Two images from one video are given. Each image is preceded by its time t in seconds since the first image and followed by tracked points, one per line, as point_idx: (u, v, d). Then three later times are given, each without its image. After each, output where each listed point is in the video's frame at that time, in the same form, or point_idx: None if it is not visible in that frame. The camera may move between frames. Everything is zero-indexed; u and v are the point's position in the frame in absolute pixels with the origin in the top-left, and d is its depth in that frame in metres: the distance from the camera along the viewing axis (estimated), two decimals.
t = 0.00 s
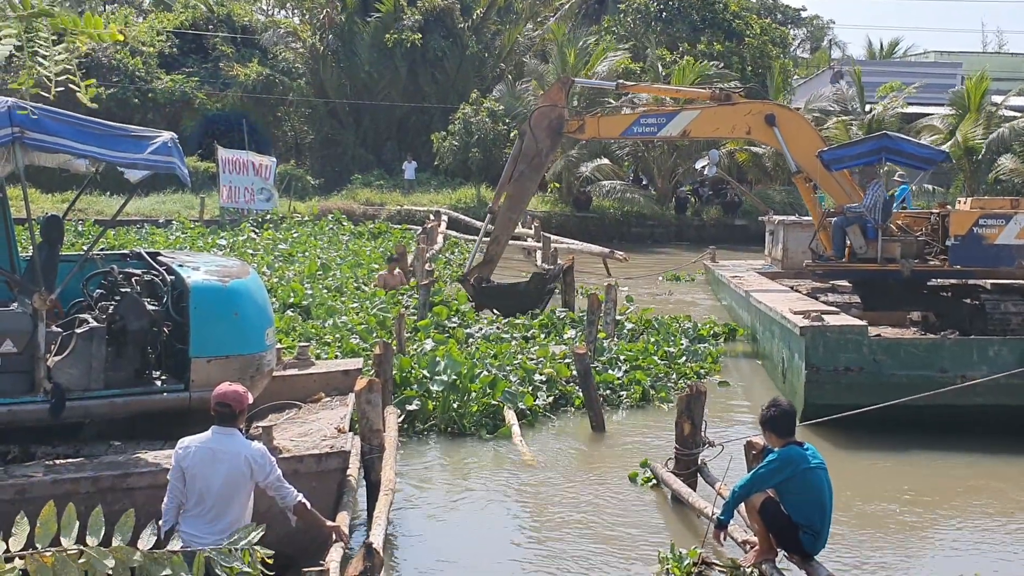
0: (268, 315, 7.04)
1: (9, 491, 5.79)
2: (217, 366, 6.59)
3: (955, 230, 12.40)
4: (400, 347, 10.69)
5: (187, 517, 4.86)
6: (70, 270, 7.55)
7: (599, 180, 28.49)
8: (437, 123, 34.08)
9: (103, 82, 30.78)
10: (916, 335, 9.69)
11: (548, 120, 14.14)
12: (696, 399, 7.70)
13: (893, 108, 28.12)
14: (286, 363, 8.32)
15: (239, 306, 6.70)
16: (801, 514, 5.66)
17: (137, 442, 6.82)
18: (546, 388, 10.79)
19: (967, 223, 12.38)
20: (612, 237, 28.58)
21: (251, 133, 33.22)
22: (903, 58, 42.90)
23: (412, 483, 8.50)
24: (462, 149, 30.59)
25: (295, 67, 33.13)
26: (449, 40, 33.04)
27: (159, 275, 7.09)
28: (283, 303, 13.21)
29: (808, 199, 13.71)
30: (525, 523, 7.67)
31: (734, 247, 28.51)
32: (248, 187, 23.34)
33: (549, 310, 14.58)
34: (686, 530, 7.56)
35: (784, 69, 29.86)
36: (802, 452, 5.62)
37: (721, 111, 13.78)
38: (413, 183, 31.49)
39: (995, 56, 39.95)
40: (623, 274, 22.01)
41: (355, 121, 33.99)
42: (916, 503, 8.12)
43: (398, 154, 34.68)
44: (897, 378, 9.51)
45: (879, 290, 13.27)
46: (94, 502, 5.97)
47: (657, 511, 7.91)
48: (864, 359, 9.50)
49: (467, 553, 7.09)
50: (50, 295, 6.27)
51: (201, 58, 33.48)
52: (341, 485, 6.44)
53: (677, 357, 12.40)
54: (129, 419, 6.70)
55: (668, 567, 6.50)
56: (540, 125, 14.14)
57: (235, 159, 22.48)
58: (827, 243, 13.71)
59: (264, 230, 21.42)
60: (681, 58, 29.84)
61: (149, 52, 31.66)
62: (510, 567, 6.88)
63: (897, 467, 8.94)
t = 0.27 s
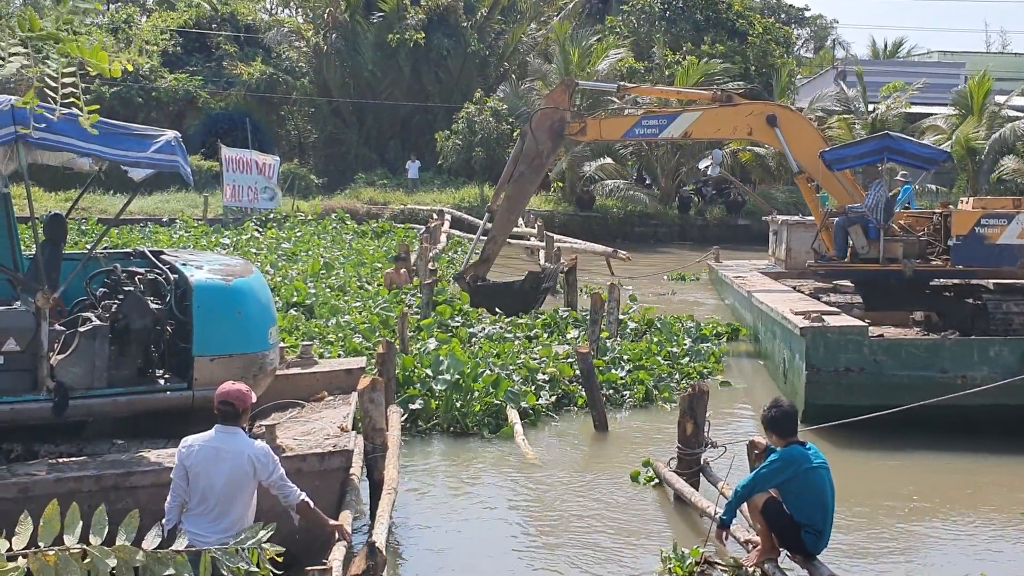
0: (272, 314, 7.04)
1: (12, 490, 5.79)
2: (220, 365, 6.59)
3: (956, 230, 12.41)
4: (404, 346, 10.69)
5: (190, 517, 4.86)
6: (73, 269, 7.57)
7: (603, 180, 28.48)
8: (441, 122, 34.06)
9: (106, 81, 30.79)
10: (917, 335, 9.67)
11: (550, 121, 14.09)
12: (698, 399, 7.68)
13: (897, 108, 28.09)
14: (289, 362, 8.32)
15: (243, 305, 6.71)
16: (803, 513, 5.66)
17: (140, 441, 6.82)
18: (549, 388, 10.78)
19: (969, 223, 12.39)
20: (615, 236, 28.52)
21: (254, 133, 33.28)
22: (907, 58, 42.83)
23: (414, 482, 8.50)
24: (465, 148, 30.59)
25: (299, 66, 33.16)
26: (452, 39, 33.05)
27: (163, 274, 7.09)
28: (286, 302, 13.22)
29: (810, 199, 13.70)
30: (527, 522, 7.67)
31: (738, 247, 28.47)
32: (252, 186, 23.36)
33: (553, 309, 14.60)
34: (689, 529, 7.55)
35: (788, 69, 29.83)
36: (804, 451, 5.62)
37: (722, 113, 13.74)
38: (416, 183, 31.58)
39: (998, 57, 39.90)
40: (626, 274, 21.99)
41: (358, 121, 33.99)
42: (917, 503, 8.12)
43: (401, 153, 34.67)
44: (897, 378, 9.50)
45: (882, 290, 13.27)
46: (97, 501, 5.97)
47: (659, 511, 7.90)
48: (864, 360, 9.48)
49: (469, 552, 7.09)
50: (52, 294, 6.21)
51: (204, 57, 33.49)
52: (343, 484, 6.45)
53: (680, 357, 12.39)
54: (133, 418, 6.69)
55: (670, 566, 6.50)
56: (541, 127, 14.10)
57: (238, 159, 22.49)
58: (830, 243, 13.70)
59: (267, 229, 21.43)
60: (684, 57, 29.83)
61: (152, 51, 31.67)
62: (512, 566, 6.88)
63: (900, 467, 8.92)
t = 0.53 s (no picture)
0: (273, 314, 7.05)
1: (13, 490, 5.80)
2: (221, 365, 6.59)
3: (956, 231, 12.41)
4: (405, 346, 10.69)
5: (190, 517, 4.86)
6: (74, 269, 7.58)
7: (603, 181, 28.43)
8: (442, 122, 34.07)
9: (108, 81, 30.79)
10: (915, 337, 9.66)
11: (551, 124, 14.08)
12: (698, 400, 7.68)
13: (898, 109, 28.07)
14: (289, 363, 8.32)
15: (244, 306, 6.71)
16: (804, 514, 5.66)
17: (141, 441, 6.83)
18: (550, 389, 10.79)
19: (968, 224, 12.38)
20: (616, 237, 28.50)
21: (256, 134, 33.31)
22: (909, 59, 42.80)
23: (414, 482, 8.50)
24: (466, 149, 30.59)
25: (301, 67, 33.19)
26: (453, 40, 33.03)
27: (163, 274, 7.10)
28: (287, 303, 13.22)
29: (810, 200, 13.71)
30: (527, 523, 7.67)
31: (739, 248, 28.47)
32: (253, 187, 23.40)
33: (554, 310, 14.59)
34: (689, 530, 7.55)
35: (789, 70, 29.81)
36: (804, 452, 5.62)
37: (722, 115, 13.74)
38: (418, 183, 31.61)
39: (1000, 58, 39.88)
40: (627, 275, 21.99)
41: (359, 121, 33.99)
42: (916, 504, 8.12)
43: (403, 154, 34.68)
44: (896, 380, 9.49)
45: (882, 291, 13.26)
46: (98, 501, 5.98)
47: (659, 512, 7.91)
48: (862, 362, 9.48)
49: (469, 553, 7.10)
50: (53, 294, 6.24)
51: (206, 57, 33.52)
52: (344, 484, 6.45)
53: (681, 359, 12.39)
54: (133, 418, 6.70)
55: (670, 566, 6.51)
56: (541, 131, 14.06)
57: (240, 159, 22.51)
58: (830, 244, 13.70)
59: (269, 230, 21.44)
60: (686, 58, 29.81)
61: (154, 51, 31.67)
62: (511, 566, 6.88)
63: (900, 468, 8.92)
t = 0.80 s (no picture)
0: (274, 313, 7.05)
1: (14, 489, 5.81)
2: (221, 364, 6.60)
3: (956, 229, 12.39)
4: (406, 345, 10.69)
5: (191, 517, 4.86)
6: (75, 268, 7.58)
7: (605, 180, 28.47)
8: (443, 122, 34.07)
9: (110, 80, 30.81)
10: (915, 336, 9.65)
11: (551, 127, 14.09)
12: (698, 399, 7.68)
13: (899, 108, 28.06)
14: (290, 362, 8.32)
15: (244, 305, 6.71)
16: (805, 513, 5.65)
17: (142, 440, 6.84)
18: (551, 388, 10.78)
19: (968, 222, 12.38)
20: (617, 236, 28.50)
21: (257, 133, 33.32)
22: (910, 57, 42.81)
23: (415, 482, 8.51)
24: (468, 148, 30.61)
25: (302, 66, 33.17)
26: (455, 39, 33.00)
27: (164, 274, 7.11)
28: (288, 302, 13.22)
29: (810, 200, 13.71)
30: (527, 522, 7.67)
31: (740, 247, 28.47)
32: (255, 186, 23.47)
33: (555, 309, 14.60)
34: (690, 529, 7.55)
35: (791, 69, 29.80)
36: (805, 451, 5.62)
37: (721, 116, 13.71)
38: (419, 182, 31.65)
39: (1001, 57, 39.88)
40: (628, 273, 21.99)
41: (360, 120, 34.02)
42: (916, 502, 8.13)
43: (404, 153, 34.68)
44: (895, 380, 9.49)
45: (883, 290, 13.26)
46: (99, 500, 5.99)
47: (661, 511, 7.90)
48: (862, 362, 9.47)
49: (470, 552, 7.10)
50: (54, 293, 6.26)
51: (207, 57, 33.48)
52: (345, 483, 6.45)
53: (682, 358, 12.39)
54: (134, 417, 6.70)
55: (671, 566, 6.51)
56: (541, 133, 14.09)
57: (242, 158, 22.52)
58: (830, 243, 13.71)
59: (271, 229, 21.45)
60: (687, 58, 29.80)
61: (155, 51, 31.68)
62: (513, 566, 6.89)
63: (900, 468, 8.92)
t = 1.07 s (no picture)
0: (274, 314, 7.05)
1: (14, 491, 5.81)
2: (222, 366, 6.61)
3: (954, 231, 12.35)
4: (406, 347, 10.68)
5: (192, 518, 4.87)
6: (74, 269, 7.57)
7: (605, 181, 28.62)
8: (444, 123, 34.07)
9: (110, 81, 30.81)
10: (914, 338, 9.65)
11: (551, 132, 14.11)
12: (698, 400, 7.69)
13: (899, 109, 28.04)
14: (291, 363, 8.33)
15: (245, 306, 6.72)
16: (806, 515, 5.65)
17: (143, 442, 6.84)
18: (551, 390, 10.78)
19: (967, 223, 12.30)
20: (618, 237, 28.48)
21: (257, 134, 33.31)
22: (911, 58, 42.76)
23: (416, 483, 8.51)
24: (468, 149, 30.60)
25: (302, 68, 33.19)
26: (455, 40, 33.02)
27: (164, 275, 7.11)
28: (289, 303, 13.22)
29: (809, 201, 13.73)
30: (527, 523, 7.67)
31: (741, 248, 28.46)
32: (256, 187, 23.54)
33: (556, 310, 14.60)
34: (690, 529, 7.56)
35: (791, 70, 29.80)
36: (806, 453, 5.61)
37: (720, 119, 13.72)
38: (419, 184, 31.67)
39: (1002, 57, 39.85)
40: (629, 275, 21.98)
41: (361, 121, 34.01)
42: (915, 503, 8.13)
43: (404, 154, 34.67)
44: (895, 382, 9.48)
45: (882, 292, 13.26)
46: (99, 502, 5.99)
47: (661, 512, 7.90)
48: (861, 364, 9.47)
49: (470, 554, 7.10)
50: (55, 294, 6.26)
51: (207, 58, 33.46)
52: (345, 484, 6.46)
53: (683, 359, 12.40)
54: (134, 418, 6.70)
55: (672, 567, 6.51)
56: (542, 137, 14.11)
57: (242, 160, 22.54)
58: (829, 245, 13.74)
59: (271, 231, 21.45)
60: (687, 59, 29.82)
61: (156, 52, 31.69)
62: (512, 567, 6.89)
63: (900, 469, 8.92)
